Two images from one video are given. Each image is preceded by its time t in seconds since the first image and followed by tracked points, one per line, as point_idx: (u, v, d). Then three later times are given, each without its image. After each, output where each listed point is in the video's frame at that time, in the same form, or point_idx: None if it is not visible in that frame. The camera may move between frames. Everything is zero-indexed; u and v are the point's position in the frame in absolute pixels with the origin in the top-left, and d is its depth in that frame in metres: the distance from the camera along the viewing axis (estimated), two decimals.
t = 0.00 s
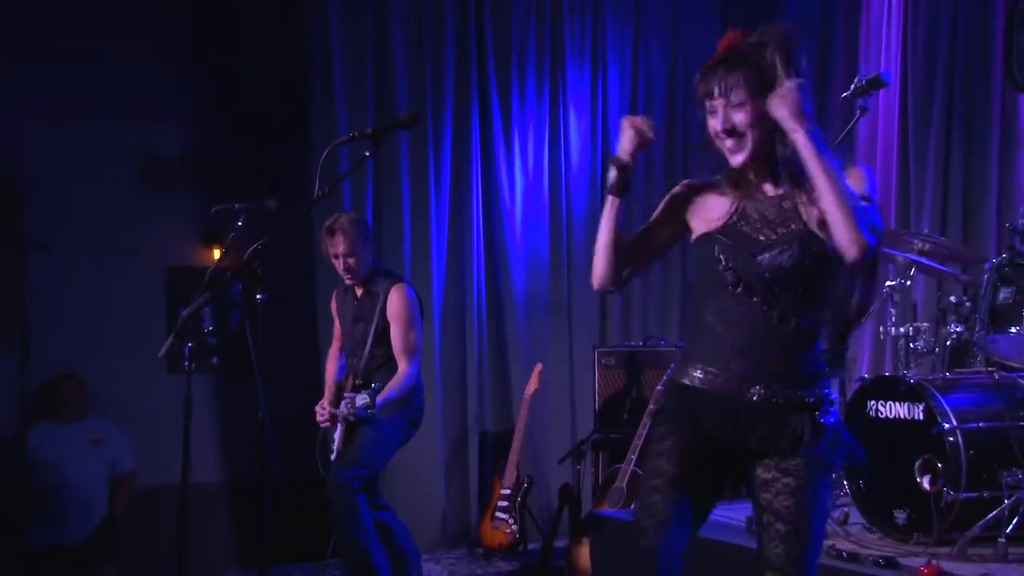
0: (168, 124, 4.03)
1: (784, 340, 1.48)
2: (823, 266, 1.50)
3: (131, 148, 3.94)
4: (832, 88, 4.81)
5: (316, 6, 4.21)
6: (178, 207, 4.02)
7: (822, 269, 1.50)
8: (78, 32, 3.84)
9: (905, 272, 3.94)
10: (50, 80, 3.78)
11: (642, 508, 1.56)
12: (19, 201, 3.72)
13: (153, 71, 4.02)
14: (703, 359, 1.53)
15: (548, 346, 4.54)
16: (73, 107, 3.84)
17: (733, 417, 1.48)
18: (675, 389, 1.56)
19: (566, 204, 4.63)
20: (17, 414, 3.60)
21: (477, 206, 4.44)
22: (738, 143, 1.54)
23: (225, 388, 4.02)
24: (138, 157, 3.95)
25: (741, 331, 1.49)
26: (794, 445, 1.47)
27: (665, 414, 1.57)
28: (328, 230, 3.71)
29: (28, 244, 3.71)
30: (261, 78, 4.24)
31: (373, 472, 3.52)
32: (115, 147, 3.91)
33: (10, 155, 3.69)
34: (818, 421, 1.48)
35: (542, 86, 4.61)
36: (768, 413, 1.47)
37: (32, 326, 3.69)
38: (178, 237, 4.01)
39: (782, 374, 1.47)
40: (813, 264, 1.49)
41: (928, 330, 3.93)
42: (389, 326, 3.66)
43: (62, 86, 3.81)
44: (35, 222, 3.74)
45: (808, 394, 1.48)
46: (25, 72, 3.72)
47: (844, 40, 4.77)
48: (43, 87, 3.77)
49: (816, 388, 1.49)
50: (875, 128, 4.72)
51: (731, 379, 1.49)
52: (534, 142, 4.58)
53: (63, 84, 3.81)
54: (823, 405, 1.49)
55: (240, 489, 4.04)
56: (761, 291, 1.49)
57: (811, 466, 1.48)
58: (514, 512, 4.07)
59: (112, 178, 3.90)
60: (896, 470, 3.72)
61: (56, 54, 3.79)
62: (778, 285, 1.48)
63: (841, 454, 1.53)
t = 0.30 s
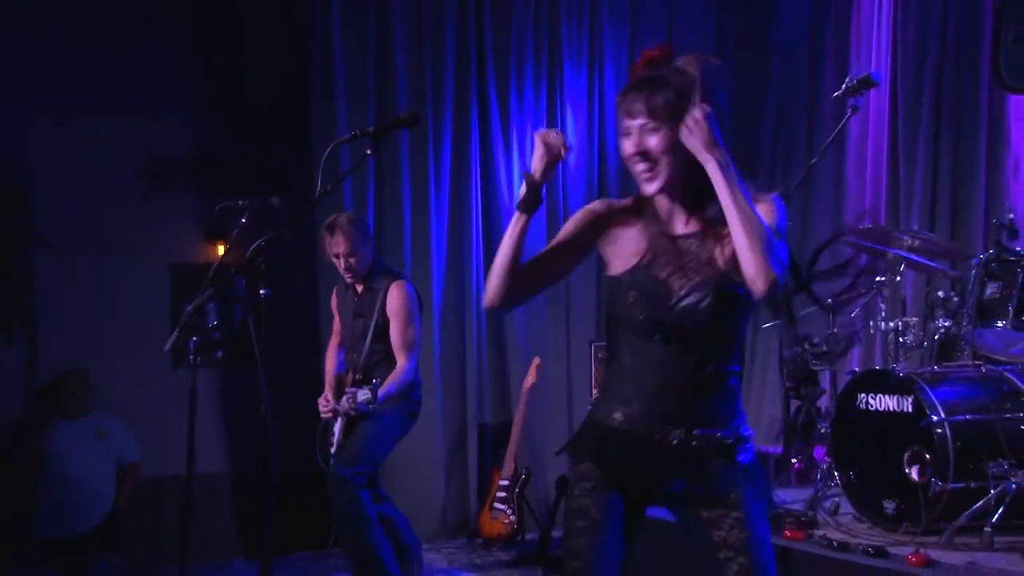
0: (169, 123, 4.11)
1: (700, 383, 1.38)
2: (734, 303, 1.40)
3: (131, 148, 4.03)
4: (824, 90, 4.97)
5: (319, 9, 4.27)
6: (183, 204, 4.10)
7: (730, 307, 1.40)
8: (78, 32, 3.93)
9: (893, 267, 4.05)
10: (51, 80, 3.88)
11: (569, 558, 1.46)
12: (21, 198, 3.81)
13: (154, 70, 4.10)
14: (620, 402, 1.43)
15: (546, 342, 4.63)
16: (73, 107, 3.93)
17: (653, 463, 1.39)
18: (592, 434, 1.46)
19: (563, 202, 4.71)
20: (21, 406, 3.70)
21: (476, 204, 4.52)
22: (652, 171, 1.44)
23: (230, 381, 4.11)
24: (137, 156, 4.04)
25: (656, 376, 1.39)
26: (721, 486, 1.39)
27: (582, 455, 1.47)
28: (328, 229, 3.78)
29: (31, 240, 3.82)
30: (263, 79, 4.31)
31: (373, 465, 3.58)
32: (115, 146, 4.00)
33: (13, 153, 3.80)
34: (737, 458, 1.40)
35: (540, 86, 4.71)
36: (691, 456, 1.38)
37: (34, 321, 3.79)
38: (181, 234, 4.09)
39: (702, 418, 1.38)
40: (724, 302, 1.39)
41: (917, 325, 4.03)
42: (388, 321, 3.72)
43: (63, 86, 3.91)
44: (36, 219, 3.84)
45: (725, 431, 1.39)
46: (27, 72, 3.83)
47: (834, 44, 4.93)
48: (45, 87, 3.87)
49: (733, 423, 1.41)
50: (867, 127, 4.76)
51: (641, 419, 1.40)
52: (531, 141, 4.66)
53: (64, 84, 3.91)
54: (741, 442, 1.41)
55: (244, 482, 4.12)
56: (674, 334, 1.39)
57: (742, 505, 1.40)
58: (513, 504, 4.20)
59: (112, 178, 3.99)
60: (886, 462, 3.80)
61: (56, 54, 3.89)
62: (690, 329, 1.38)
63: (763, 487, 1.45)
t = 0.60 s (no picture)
0: (170, 122, 4.19)
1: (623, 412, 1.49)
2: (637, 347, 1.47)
3: (132, 147, 4.11)
4: (814, 90, 5.09)
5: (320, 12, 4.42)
6: (186, 203, 4.19)
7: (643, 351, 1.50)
8: (77, 31, 4.00)
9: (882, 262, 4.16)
10: (51, 81, 3.94)
11: None
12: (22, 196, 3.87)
13: (154, 70, 4.16)
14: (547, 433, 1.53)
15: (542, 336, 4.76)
16: (74, 108, 4.00)
17: (588, 489, 1.51)
18: (527, 455, 1.57)
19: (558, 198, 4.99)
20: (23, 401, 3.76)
21: (473, 201, 4.67)
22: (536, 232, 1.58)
23: (232, 374, 4.21)
24: (139, 156, 4.12)
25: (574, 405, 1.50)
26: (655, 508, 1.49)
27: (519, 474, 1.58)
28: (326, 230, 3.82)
29: (34, 237, 3.88)
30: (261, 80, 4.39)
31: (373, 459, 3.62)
32: (115, 145, 4.07)
33: (14, 152, 3.85)
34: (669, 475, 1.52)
35: (536, 85, 4.92)
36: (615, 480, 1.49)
37: (37, 318, 3.86)
38: (182, 230, 4.17)
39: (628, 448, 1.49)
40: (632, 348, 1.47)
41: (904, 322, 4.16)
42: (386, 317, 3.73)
43: (63, 85, 3.97)
44: (38, 217, 3.90)
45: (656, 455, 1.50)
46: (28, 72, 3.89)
47: (825, 41, 5.06)
48: (45, 87, 3.93)
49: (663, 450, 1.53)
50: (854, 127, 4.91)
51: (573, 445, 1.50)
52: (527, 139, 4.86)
53: (64, 84, 3.97)
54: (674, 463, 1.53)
55: (246, 474, 4.21)
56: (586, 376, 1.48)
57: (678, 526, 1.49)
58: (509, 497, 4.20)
59: (111, 178, 4.06)
60: (873, 455, 3.88)
61: (56, 54, 3.95)
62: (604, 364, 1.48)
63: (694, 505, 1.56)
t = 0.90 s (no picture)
0: (171, 122, 4.28)
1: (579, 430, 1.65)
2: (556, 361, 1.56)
3: (133, 148, 4.21)
4: (806, 90, 5.19)
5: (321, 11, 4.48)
6: (190, 201, 4.29)
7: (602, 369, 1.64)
8: (78, 32, 4.09)
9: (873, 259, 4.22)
10: (53, 83, 4.04)
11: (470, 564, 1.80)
12: (26, 195, 3.97)
13: (155, 70, 4.25)
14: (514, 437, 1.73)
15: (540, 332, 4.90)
16: (76, 107, 4.09)
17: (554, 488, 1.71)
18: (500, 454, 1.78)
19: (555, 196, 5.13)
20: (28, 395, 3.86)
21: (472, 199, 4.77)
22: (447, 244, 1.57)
23: (235, 368, 4.30)
24: (140, 156, 4.22)
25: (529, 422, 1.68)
26: (613, 505, 1.69)
27: (491, 465, 1.80)
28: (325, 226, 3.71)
29: (37, 235, 3.98)
30: (261, 80, 4.48)
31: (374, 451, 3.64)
32: (117, 145, 4.17)
33: (18, 150, 3.96)
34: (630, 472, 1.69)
35: (533, 85, 5.07)
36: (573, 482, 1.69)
37: (42, 313, 3.95)
38: (184, 227, 4.28)
39: (585, 461, 1.66)
40: (568, 375, 1.59)
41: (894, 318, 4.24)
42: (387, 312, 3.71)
43: (65, 85, 4.07)
44: (43, 214, 4.00)
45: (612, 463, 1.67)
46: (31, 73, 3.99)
47: (815, 43, 5.17)
48: (47, 88, 4.02)
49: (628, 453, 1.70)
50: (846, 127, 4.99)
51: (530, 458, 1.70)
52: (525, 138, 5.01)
53: (66, 85, 4.07)
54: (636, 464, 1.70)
55: (248, 465, 4.30)
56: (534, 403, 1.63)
57: (639, 524, 1.69)
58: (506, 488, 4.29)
59: (113, 176, 4.15)
60: (862, 447, 3.96)
61: (57, 56, 4.04)
62: (558, 390, 1.61)
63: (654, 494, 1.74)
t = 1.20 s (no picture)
0: (176, 119, 4.37)
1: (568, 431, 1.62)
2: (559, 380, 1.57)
3: (140, 143, 4.29)
4: (799, 87, 5.28)
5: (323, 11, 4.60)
6: (196, 195, 4.40)
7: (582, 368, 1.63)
8: (87, 31, 4.19)
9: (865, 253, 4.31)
10: (61, 81, 4.14)
11: (449, 546, 1.78)
12: (38, 189, 4.11)
13: (159, 69, 4.34)
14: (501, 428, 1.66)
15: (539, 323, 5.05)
16: (86, 103, 4.19)
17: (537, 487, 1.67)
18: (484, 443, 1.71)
19: (555, 191, 5.20)
20: (40, 386, 4.00)
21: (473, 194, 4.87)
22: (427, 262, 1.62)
23: (241, 359, 4.41)
24: (147, 152, 4.30)
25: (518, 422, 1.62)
26: (602, 502, 1.68)
27: (474, 452, 1.74)
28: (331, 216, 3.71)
29: (46, 232, 4.11)
30: (264, 78, 4.57)
31: (376, 437, 3.66)
32: (123, 142, 4.26)
33: (29, 146, 4.08)
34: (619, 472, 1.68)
35: (532, 82, 5.15)
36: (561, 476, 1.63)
37: (53, 303, 4.09)
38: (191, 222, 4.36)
39: (570, 457, 1.62)
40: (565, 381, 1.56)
41: (885, 310, 4.34)
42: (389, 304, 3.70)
43: (74, 82, 4.17)
44: (53, 208, 4.12)
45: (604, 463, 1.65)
46: (39, 73, 4.09)
47: (809, 43, 5.25)
48: (55, 87, 4.12)
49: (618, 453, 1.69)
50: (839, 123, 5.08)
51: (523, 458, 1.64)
52: (524, 134, 5.09)
53: (74, 84, 4.16)
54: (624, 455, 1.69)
55: (253, 453, 4.41)
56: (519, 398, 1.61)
57: (621, 519, 1.71)
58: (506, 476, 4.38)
59: (121, 170, 4.26)
60: (856, 435, 4.01)
61: (64, 55, 4.14)
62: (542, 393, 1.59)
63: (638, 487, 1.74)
